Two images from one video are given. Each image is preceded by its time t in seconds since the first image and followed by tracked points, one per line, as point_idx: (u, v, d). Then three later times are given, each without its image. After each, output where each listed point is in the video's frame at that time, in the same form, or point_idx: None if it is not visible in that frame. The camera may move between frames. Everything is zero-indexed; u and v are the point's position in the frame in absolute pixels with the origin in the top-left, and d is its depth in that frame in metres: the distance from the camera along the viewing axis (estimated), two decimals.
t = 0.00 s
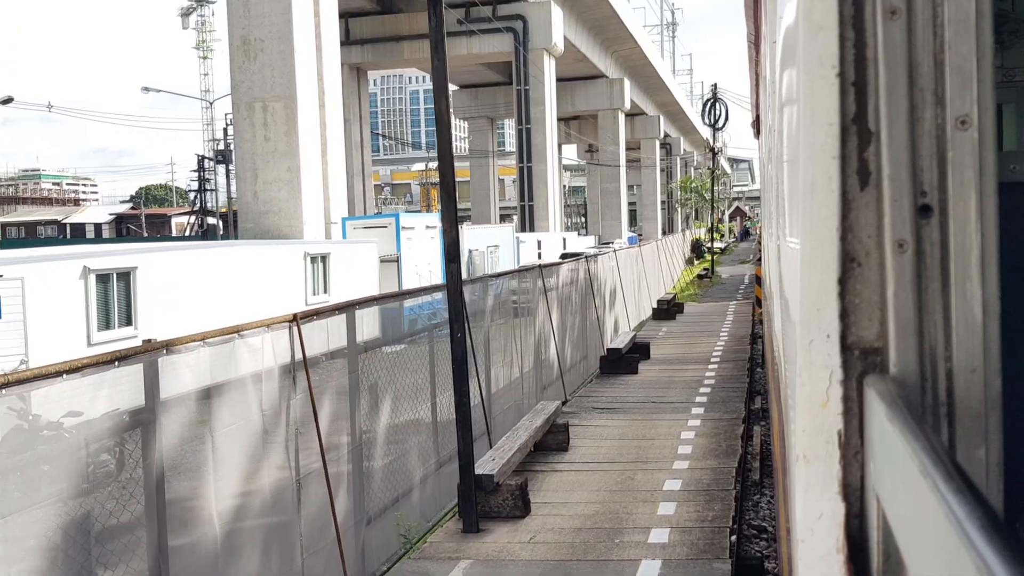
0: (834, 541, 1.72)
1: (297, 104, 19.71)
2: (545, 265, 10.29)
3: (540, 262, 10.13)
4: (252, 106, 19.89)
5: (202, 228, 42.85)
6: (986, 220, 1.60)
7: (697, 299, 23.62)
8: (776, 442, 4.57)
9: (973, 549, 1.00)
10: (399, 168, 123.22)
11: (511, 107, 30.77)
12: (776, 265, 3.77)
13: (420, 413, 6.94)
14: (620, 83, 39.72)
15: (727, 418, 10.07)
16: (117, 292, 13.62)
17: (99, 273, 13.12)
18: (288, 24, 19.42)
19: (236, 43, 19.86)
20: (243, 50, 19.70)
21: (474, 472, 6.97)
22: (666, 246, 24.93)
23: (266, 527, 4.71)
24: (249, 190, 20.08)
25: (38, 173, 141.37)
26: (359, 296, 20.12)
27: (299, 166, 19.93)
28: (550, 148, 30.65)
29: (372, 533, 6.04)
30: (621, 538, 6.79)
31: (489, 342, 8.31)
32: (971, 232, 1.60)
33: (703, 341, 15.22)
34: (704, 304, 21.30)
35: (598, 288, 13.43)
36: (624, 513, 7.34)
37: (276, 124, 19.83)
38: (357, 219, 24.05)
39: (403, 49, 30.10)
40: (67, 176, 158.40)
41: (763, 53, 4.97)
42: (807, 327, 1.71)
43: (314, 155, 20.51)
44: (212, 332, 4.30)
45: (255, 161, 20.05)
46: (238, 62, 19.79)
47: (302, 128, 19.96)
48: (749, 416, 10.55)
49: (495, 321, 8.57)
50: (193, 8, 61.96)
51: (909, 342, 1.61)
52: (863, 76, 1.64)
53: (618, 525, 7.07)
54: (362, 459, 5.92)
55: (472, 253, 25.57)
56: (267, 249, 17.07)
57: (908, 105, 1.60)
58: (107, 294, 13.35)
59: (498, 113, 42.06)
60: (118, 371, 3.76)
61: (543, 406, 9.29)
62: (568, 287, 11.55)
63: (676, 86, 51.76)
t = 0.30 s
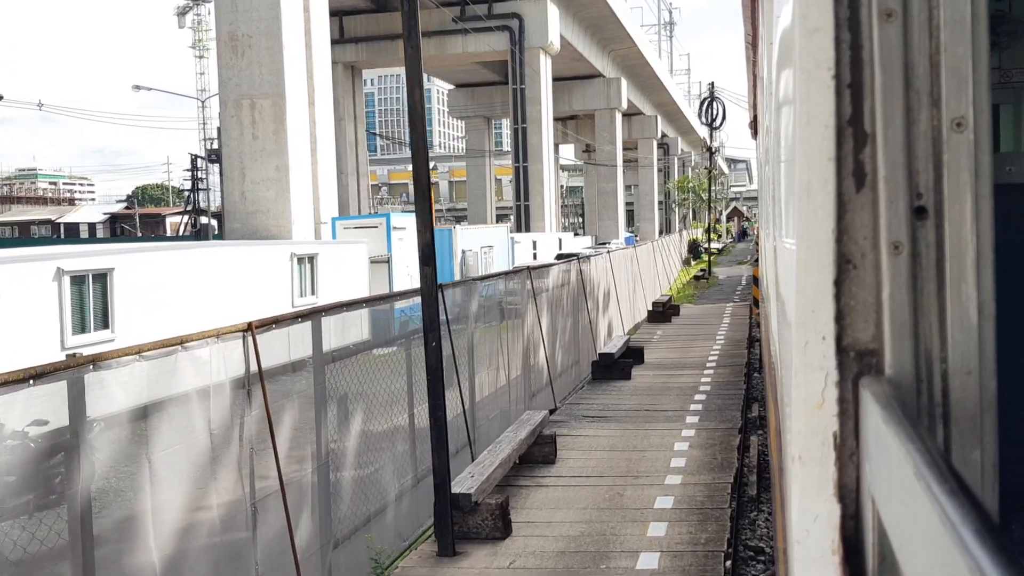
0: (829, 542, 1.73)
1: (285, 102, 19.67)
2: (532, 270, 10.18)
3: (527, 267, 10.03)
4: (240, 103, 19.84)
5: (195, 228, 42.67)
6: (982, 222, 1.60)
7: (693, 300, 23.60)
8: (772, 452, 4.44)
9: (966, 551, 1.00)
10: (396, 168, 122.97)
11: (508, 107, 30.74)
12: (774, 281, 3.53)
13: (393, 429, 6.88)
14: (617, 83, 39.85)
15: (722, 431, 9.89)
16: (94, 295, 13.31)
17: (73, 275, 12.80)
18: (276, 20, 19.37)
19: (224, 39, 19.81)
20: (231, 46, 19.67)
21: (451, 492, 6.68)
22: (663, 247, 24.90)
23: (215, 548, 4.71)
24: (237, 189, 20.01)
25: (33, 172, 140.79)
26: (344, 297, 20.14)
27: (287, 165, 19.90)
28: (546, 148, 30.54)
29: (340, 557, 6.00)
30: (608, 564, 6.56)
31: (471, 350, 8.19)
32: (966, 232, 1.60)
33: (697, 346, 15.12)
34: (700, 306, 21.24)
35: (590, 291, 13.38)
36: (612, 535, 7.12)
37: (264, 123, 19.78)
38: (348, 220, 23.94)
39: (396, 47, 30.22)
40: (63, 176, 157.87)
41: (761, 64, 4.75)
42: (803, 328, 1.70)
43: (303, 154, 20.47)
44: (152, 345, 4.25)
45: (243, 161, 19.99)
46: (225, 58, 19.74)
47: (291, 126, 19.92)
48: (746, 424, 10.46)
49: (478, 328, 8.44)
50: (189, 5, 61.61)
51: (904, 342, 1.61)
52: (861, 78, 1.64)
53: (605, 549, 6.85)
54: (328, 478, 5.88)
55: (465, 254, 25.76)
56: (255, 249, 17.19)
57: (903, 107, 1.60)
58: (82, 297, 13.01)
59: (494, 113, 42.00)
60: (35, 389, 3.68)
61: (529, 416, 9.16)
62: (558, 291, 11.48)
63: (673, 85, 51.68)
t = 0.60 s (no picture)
0: (832, 540, 1.72)
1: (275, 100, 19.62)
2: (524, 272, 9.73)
3: (519, 268, 9.59)
4: (230, 101, 19.78)
5: (191, 227, 42.69)
6: (986, 218, 1.59)
7: (692, 302, 23.48)
8: (777, 450, 4.36)
9: (976, 552, 0.98)
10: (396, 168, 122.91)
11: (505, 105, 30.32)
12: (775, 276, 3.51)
13: (369, 441, 6.19)
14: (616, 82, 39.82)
15: (722, 442, 9.15)
16: (70, 298, 13.28)
17: (48, 278, 12.81)
18: (266, 16, 19.32)
19: (214, 36, 19.75)
20: (221, 43, 19.61)
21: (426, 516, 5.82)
22: (662, 248, 24.74)
23: None
24: (226, 189, 20.01)
25: (33, 172, 140.71)
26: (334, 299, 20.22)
27: (277, 164, 19.82)
28: (545, 147, 30.37)
29: None
30: None
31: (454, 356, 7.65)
32: (970, 228, 1.59)
33: (695, 348, 14.97)
34: (700, 309, 21.13)
35: (584, 292, 13.02)
36: (600, 560, 6.33)
37: (254, 121, 19.74)
38: (341, 219, 24.03)
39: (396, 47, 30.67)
40: (64, 176, 157.90)
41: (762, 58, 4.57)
42: (806, 326, 1.70)
43: (293, 153, 20.44)
44: (75, 360, 3.60)
45: (233, 159, 19.96)
46: (216, 55, 19.69)
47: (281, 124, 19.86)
48: (746, 434, 9.76)
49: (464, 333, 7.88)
50: (189, 5, 61.59)
51: (906, 341, 1.61)
52: (864, 75, 1.63)
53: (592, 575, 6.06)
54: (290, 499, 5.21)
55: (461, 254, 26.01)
56: (249, 249, 17.29)
57: (906, 104, 1.60)
58: (59, 300, 13.03)
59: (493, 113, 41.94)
60: None
61: (518, 425, 8.46)
62: (550, 294, 11.07)
63: (673, 85, 51.63)
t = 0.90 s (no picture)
0: (830, 540, 1.72)
1: (264, 97, 19.60)
2: (513, 273, 9.27)
3: (508, 268, 9.11)
4: (218, 98, 19.76)
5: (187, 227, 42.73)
6: (983, 220, 1.59)
7: (690, 304, 23.41)
8: (776, 449, 4.35)
9: (970, 554, 0.99)
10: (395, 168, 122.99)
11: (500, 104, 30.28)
12: (775, 273, 3.52)
13: (339, 458, 5.59)
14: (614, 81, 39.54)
15: (718, 455, 8.60)
16: (43, 300, 13.22)
17: (20, 280, 12.77)
18: (254, 11, 19.32)
19: (201, 31, 19.73)
20: (207, 39, 19.61)
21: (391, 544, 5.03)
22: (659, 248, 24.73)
23: None
24: (214, 188, 20.03)
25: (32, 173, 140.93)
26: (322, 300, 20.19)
27: (266, 162, 19.83)
28: (542, 147, 30.42)
29: None
30: None
31: (434, 363, 7.13)
32: (967, 230, 1.59)
33: (690, 350, 14.88)
34: (697, 310, 21.07)
35: (577, 295, 12.60)
36: None
37: (243, 119, 19.72)
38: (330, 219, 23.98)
39: (390, 45, 30.05)
40: (62, 175, 157.61)
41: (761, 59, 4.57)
42: (803, 326, 1.70)
43: (282, 152, 20.41)
44: None
45: (220, 157, 19.97)
46: (202, 50, 19.70)
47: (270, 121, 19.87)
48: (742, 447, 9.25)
49: (446, 339, 7.36)
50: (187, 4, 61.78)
51: (903, 342, 1.61)
52: (860, 76, 1.63)
53: None
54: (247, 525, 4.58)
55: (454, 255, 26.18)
56: (238, 249, 17.46)
57: (903, 105, 1.60)
58: (31, 303, 12.98)
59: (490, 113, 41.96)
60: None
61: (501, 438, 7.95)
62: (541, 296, 10.60)
63: (671, 85, 51.70)
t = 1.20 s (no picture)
0: (831, 540, 1.72)
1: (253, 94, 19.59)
2: (503, 276, 8.99)
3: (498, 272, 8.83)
4: (206, 95, 19.71)
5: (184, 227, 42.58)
6: (983, 220, 1.59)
7: (690, 305, 23.35)
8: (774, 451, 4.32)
9: (972, 552, 0.99)
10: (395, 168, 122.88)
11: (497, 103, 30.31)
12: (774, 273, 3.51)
13: (302, 478, 5.32)
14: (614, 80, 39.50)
15: (715, 469, 8.31)
16: (17, 301, 13.04)
17: None
18: (244, 5, 19.28)
19: (189, 27, 19.64)
20: (197, 34, 19.55)
21: None
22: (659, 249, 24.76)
23: None
24: (203, 185, 19.95)
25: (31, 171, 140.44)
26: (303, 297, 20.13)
27: (255, 161, 19.82)
28: (541, 146, 30.41)
29: None
30: None
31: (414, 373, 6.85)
32: (968, 231, 1.59)
33: (688, 350, 14.75)
34: (697, 310, 20.98)
35: (571, 299, 12.32)
36: None
37: (232, 116, 19.70)
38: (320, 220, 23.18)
39: (388, 42, 30.01)
40: (61, 175, 157.43)
41: (762, 52, 4.53)
42: (804, 326, 1.70)
43: (273, 151, 20.40)
44: None
45: (210, 155, 19.90)
46: (191, 46, 19.66)
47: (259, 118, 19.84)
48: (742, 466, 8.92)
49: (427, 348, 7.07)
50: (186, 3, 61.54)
51: (904, 342, 1.61)
52: (862, 74, 1.64)
53: None
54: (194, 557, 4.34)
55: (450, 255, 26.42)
56: (227, 249, 17.59)
57: (904, 106, 1.60)
58: (3, 304, 12.77)
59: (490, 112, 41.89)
60: None
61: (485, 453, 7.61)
62: (533, 300, 10.29)
63: (671, 83, 51.72)
